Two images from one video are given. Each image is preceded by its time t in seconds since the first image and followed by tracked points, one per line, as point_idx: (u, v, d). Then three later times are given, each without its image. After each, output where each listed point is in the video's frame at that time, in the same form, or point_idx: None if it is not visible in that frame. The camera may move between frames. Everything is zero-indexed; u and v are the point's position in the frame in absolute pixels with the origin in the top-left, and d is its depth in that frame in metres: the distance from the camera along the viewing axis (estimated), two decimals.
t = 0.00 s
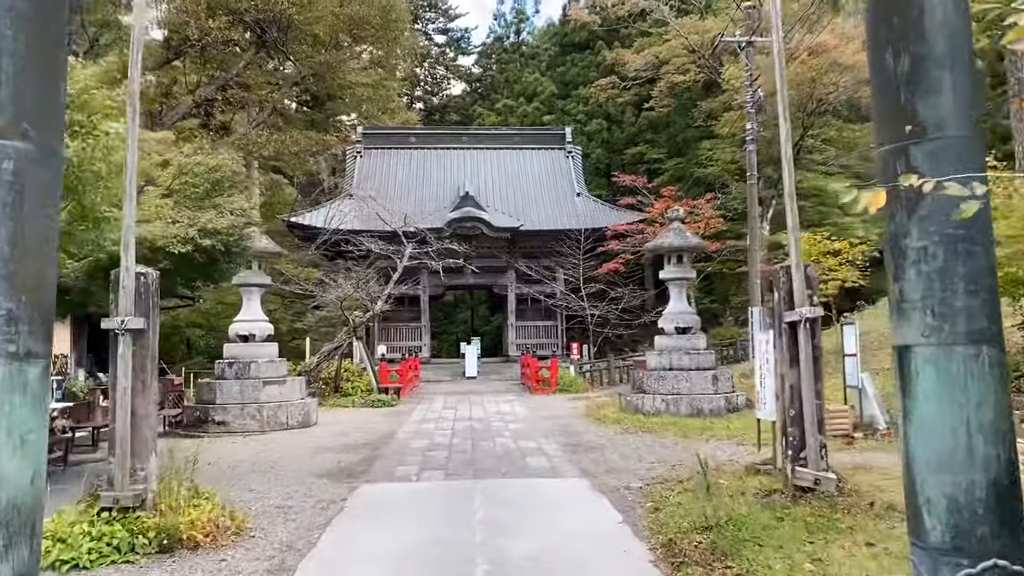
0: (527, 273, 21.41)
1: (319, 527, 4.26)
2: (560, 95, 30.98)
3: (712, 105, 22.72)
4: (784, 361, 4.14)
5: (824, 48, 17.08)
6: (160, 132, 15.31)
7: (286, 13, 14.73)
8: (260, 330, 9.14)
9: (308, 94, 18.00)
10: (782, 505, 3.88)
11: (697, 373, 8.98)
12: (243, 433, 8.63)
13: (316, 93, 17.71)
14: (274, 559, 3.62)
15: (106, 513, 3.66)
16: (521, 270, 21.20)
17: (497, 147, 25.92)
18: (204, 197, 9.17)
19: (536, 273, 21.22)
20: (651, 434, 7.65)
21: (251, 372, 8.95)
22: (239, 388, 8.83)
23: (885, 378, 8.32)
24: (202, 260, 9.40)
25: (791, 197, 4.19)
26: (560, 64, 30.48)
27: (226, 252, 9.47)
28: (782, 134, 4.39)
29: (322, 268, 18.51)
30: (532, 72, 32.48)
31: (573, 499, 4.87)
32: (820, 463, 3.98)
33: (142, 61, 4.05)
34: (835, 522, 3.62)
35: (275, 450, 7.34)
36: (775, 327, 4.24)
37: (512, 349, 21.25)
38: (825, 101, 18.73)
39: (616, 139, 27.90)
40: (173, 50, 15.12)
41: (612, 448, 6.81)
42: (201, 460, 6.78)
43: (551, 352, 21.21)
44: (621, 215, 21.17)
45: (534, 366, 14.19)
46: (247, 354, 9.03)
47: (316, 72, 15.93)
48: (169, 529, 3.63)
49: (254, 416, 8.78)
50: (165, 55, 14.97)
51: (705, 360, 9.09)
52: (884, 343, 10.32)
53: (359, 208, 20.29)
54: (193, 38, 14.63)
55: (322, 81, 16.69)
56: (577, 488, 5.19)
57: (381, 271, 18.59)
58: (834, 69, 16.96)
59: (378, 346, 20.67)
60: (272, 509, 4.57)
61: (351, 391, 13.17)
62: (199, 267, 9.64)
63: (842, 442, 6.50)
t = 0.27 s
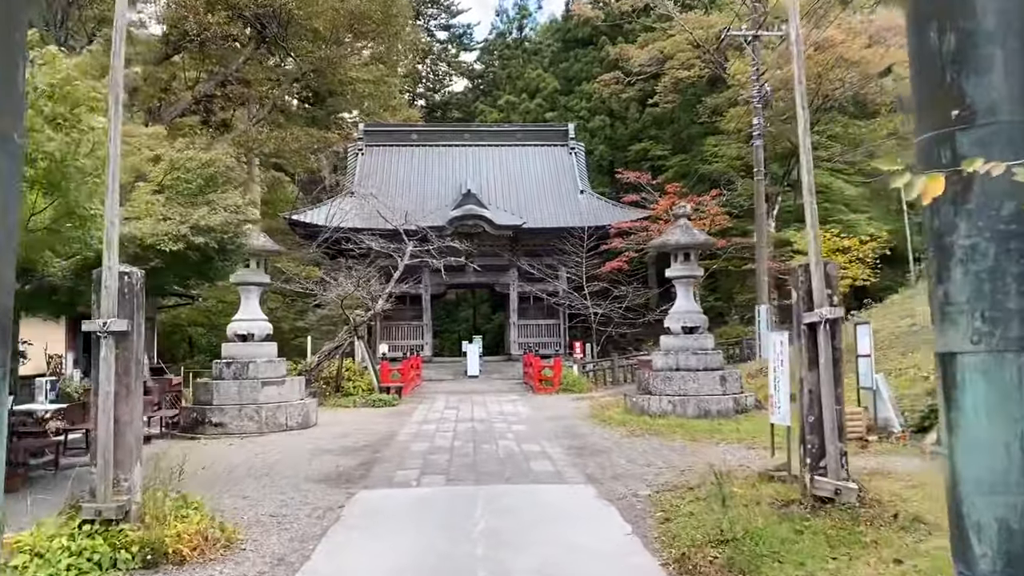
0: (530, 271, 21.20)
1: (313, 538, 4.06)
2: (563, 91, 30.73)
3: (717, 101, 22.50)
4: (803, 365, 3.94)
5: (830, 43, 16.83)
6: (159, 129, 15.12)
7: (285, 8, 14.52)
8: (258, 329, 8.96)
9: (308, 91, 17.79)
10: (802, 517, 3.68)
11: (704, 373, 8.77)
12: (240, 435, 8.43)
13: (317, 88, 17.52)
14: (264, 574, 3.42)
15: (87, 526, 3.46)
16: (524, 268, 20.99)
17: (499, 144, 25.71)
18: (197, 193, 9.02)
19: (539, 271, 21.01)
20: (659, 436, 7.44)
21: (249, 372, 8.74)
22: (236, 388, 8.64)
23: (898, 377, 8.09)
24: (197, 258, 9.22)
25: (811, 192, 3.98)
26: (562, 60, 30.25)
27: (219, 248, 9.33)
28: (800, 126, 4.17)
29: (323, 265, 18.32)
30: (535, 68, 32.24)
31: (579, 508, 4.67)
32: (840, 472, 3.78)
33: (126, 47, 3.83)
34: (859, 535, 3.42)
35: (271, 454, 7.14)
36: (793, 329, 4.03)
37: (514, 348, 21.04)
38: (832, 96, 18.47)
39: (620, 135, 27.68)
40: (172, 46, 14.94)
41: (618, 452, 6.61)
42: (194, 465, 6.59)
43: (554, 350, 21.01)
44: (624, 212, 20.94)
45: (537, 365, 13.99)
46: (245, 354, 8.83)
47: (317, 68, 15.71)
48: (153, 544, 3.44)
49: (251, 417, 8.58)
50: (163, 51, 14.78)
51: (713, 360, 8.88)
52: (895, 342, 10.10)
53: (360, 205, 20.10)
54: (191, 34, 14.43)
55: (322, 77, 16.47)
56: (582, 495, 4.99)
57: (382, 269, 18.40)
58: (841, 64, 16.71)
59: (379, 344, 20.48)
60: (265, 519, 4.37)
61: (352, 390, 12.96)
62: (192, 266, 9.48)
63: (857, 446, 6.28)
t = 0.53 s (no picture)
0: (535, 267, 21.00)
1: (310, 543, 3.87)
2: (567, 87, 30.50)
3: (724, 95, 22.25)
4: (825, 362, 3.73)
5: (839, 35, 16.61)
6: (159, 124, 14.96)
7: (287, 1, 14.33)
8: (258, 326, 8.78)
9: (310, 85, 17.63)
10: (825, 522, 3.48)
11: (714, 370, 8.56)
12: (240, 433, 8.26)
13: (319, 83, 17.33)
14: None
15: (71, 531, 3.27)
16: (529, 263, 20.78)
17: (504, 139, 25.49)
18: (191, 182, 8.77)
19: (545, 266, 20.81)
20: (668, 435, 7.24)
21: (249, 369, 8.56)
22: (236, 386, 8.46)
23: (915, 375, 7.87)
24: (194, 252, 9.04)
25: (834, 178, 3.78)
26: (567, 55, 30.02)
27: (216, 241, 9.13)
28: (824, 110, 3.96)
29: (326, 262, 18.15)
30: (540, 65, 32.02)
31: (588, 510, 4.47)
32: (865, 475, 3.58)
33: (111, 25, 3.65)
34: (888, 541, 3.22)
35: (270, 453, 6.96)
36: (815, 324, 3.84)
37: (519, 344, 20.84)
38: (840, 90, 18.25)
39: (625, 130, 27.44)
40: (172, 40, 14.77)
41: (627, 452, 6.40)
42: (190, 465, 6.41)
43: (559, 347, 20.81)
44: (630, 207, 20.73)
45: (543, 362, 13.79)
46: (245, 351, 8.65)
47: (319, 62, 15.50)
48: (136, 548, 3.24)
49: (251, 416, 8.40)
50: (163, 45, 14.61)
51: (722, 357, 8.67)
52: (909, 339, 9.87)
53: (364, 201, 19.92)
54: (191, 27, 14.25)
55: (324, 72, 16.30)
56: (592, 496, 4.79)
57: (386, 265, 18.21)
58: (850, 56, 16.49)
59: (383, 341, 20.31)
60: (261, 523, 4.18)
61: (354, 387, 12.74)
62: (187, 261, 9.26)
63: (875, 445, 6.06)
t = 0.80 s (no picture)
0: (537, 265, 20.78)
1: (300, 557, 3.64)
2: (570, 83, 30.28)
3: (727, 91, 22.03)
4: (848, 365, 3.50)
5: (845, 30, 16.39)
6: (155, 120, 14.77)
7: None
8: (251, 325, 8.54)
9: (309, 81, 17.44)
10: (849, 536, 3.25)
11: (721, 371, 8.34)
12: (234, 436, 8.04)
13: (317, 78, 17.13)
14: None
15: (40, 547, 3.05)
16: (531, 262, 20.56)
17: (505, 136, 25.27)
18: (177, 176, 8.57)
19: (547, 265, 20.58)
20: (675, 438, 7.01)
21: (243, 370, 8.33)
22: (230, 387, 8.25)
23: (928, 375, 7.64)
24: (182, 247, 8.84)
25: (857, 169, 3.55)
26: (569, 51, 29.79)
27: (204, 237, 8.92)
28: (847, 96, 3.74)
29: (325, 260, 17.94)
30: (541, 61, 31.81)
31: (593, 520, 4.25)
32: (892, 485, 3.34)
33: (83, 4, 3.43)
34: (918, 557, 2.98)
35: (264, 457, 6.74)
36: (838, 324, 3.61)
37: (521, 344, 20.61)
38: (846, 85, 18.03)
39: (628, 127, 27.21)
40: (169, 35, 14.57)
41: (632, 456, 6.18)
42: (181, 470, 6.20)
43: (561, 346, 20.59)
44: (633, 205, 20.52)
45: (544, 361, 13.57)
46: (238, 351, 8.42)
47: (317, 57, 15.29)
48: (109, 564, 3.01)
49: (245, 418, 8.18)
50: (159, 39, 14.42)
51: (729, 357, 8.46)
52: (921, 338, 9.64)
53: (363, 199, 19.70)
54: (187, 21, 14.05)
55: (323, 67, 16.09)
56: (597, 505, 4.56)
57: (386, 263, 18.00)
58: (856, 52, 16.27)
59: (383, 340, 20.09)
60: (249, 535, 3.96)
61: (353, 388, 12.45)
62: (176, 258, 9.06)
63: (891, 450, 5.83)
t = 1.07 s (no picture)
0: (539, 262, 20.57)
1: (288, 565, 3.44)
2: (572, 80, 30.06)
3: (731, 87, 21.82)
4: (871, 363, 3.27)
5: (852, 24, 16.16)
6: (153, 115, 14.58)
7: None
8: (249, 323, 8.36)
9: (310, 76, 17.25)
10: (872, 544, 3.03)
11: (729, 369, 8.12)
12: (229, 436, 7.84)
13: (317, 73, 16.95)
14: None
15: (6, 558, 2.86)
16: (533, 259, 20.35)
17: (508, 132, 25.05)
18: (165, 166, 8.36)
19: (549, 262, 20.39)
20: (682, 439, 6.80)
21: (238, 368, 8.13)
22: (225, 385, 8.05)
23: (943, 373, 7.42)
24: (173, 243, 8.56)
25: (881, 154, 3.34)
26: (572, 47, 29.65)
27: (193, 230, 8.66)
28: (872, 77, 3.52)
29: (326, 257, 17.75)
30: (544, 57, 31.60)
31: (598, 525, 4.04)
32: (918, 491, 3.12)
33: None
34: (949, 568, 2.77)
35: (258, 458, 6.54)
36: (860, 320, 3.39)
37: (523, 342, 20.40)
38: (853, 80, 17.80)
39: (631, 123, 27.00)
40: (167, 29, 14.40)
41: (639, 458, 5.96)
42: (172, 472, 6.00)
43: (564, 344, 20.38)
44: (637, 202, 20.31)
45: (547, 360, 13.36)
46: (234, 349, 8.22)
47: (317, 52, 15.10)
48: (80, 573, 2.81)
49: (240, 417, 7.97)
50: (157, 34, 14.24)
51: (737, 354, 8.26)
52: (934, 336, 9.41)
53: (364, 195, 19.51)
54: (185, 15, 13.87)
55: (323, 62, 15.91)
56: (602, 509, 4.35)
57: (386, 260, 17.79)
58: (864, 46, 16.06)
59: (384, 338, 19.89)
60: (234, 543, 3.76)
61: (353, 387, 12.22)
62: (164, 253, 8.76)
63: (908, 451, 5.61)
